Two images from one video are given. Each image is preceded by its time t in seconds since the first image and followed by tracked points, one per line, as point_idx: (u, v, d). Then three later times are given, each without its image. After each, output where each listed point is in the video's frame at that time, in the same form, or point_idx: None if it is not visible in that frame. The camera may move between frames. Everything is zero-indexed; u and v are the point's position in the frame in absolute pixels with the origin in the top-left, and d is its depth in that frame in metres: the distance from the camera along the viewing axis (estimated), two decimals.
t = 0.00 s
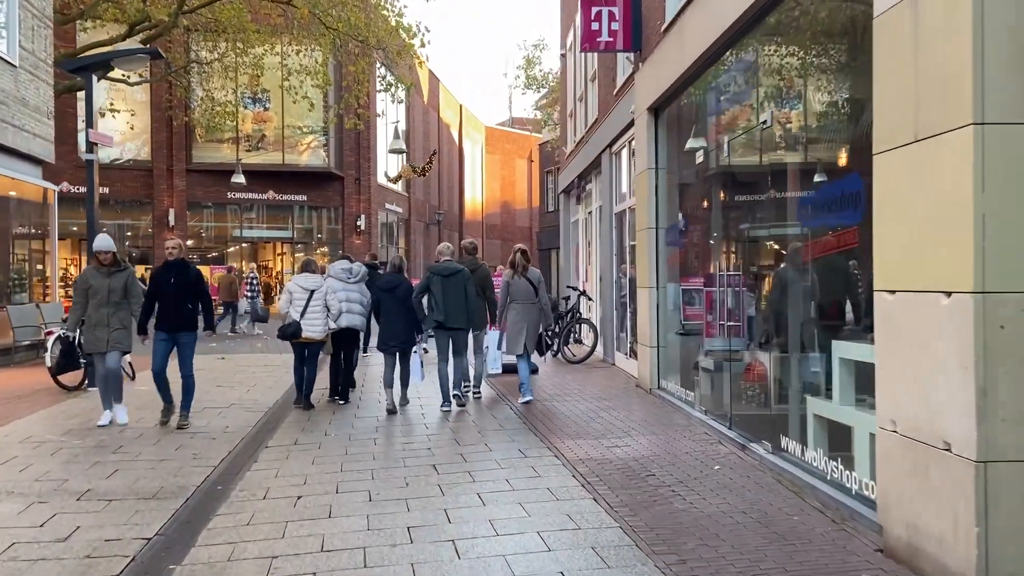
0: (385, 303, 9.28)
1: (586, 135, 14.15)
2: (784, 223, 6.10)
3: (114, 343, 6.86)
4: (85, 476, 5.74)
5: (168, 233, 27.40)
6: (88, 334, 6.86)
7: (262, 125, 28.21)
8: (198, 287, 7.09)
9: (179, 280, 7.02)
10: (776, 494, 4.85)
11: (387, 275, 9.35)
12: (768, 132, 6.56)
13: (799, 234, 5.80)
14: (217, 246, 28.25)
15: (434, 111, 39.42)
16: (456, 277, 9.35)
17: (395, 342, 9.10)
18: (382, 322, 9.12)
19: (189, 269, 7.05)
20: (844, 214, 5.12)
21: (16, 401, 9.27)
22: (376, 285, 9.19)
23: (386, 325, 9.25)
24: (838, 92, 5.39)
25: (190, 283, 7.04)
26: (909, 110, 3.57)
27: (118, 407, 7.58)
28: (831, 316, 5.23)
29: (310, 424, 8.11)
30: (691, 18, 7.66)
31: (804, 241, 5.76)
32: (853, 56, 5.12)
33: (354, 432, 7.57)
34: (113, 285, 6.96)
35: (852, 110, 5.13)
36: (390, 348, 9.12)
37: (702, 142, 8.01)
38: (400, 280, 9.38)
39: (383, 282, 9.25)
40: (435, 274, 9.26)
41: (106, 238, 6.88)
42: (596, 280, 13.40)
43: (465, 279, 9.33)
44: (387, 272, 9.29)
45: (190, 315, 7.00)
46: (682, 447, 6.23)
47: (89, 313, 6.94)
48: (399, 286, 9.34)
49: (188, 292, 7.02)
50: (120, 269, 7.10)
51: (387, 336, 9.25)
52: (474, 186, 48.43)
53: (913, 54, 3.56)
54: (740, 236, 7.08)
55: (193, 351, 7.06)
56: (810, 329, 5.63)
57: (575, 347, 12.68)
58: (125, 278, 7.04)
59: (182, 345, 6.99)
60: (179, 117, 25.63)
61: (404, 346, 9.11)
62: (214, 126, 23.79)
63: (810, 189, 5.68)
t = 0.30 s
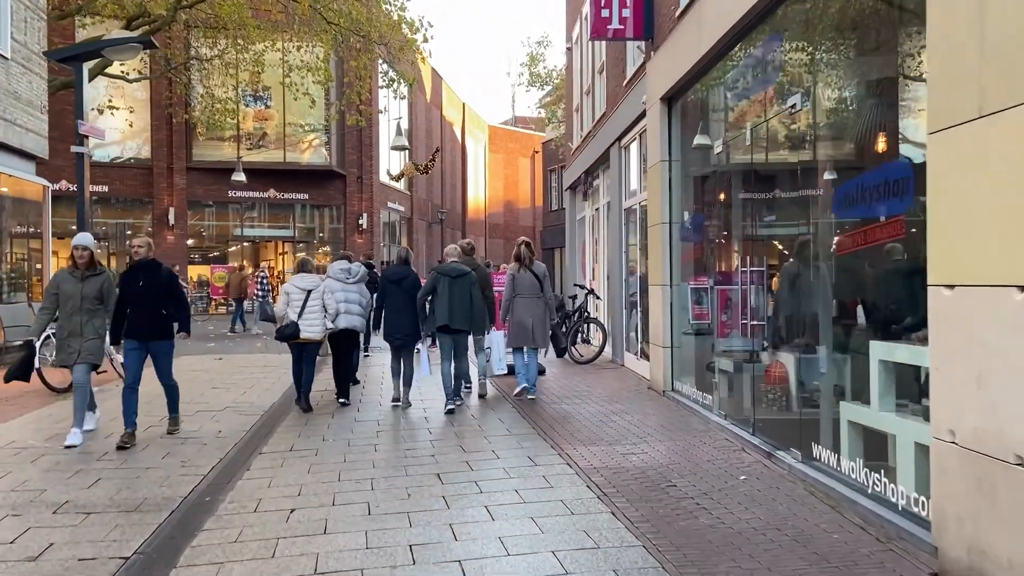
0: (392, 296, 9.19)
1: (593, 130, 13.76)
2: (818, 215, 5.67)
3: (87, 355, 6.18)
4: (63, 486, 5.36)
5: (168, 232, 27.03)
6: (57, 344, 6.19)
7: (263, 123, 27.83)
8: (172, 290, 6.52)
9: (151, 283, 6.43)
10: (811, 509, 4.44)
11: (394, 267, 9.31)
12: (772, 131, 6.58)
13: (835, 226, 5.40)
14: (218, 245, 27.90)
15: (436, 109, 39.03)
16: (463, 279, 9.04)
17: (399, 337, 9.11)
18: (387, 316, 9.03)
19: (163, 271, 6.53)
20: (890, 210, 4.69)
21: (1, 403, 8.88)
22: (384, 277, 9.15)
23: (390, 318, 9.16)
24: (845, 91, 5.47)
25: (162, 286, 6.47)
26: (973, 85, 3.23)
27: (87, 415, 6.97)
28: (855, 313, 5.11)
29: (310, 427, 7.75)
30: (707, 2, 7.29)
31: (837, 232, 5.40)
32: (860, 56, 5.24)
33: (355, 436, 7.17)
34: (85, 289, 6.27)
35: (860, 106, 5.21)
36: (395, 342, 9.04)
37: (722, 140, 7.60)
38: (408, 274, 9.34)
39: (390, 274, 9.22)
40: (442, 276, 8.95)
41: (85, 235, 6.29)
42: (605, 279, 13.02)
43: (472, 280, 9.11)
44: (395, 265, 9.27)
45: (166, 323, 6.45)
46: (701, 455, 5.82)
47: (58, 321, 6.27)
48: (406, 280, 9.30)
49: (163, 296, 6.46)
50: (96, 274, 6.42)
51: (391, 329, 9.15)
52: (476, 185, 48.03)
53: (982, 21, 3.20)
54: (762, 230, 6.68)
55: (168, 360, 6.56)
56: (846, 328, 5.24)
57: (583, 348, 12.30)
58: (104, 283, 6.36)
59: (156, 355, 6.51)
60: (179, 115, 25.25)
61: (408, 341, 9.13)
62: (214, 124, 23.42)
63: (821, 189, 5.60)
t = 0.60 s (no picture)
0: (395, 306, 8.76)
1: (602, 129, 13.34)
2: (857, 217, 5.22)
3: (48, 362, 5.75)
4: (42, 509, 4.97)
5: (167, 233, 26.64)
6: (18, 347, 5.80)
7: (263, 123, 27.43)
8: (145, 292, 6.03)
9: (122, 282, 5.93)
10: (858, 542, 4.04)
11: (397, 276, 8.86)
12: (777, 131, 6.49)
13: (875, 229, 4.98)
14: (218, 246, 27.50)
15: (439, 109, 38.64)
16: (470, 280, 8.80)
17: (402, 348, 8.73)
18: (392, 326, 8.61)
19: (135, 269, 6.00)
20: (945, 213, 4.25)
21: None
22: (388, 286, 8.71)
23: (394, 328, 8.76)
24: (851, 93, 5.36)
25: (134, 286, 5.97)
26: None
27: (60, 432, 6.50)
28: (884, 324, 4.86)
29: (309, 439, 7.35)
30: None
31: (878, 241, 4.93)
32: (867, 56, 5.19)
33: (358, 449, 6.78)
34: (52, 289, 5.87)
35: (871, 105, 5.15)
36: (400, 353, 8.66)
37: (744, 139, 7.19)
38: (411, 281, 8.91)
39: (393, 283, 8.76)
40: (451, 277, 8.70)
41: (55, 229, 5.88)
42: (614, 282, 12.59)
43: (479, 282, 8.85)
44: (397, 273, 8.83)
45: (134, 326, 5.86)
46: (729, 475, 5.42)
47: (22, 323, 5.84)
48: (409, 288, 8.88)
49: (131, 296, 5.91)
50: (66, 273, 6.00)
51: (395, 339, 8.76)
52: (479, 185, 47.64)
53: None
54: (792, 235, 6.26)
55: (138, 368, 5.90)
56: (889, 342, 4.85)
57: (592, 353, 11.89)
58: (71, 283, 5.96)
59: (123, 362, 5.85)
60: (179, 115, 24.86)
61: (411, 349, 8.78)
62: (214, 124, 23.02)
63: (826, 189, 5.71)
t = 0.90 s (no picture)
0: (396, 301, 8.53)
1: (611, 123, 12.91)
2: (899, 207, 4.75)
3: None
4: (15, 528, 4.55)
5: (167, 232, 26.15)
6: None
7: (264, 121, 27.00)
8: (117, 297, 5.20)
9: (89, 285, 5.11)
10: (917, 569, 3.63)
11: (398, 271, 8.59)
12: (783, 129, 6.54)
13: (917, 223, 4.58)
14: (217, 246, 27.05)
15: (441, 107, 38.25)
16: (471, 283, 8.40)
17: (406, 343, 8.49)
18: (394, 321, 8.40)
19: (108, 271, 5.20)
20: (979, 210, 4.10)
21: None
22: (388, 281, 8.48)
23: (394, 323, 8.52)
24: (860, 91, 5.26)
25: (104, 290, 5.14)
26: None
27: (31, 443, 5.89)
28: (924, 325, 4.51)
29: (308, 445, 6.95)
30: None
31: (925, 231, 4.49)
32: (874, 54, 5.07)
33: (359, 456, 6.38)
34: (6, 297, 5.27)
35: (880, 105, 5.01)
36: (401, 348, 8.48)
37: (772, 129, 6.74)
38: (411, 276, 8.63)
39: (393, 278, 8.48)
40: (451, 281, 8.30)
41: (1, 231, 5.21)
42: (626, 281, 12.16)
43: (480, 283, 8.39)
44: (397, 268, 8.57)
45: (101, 334, 5.06)
46: (761, 489, 5.01)
47: None
48: (410, 283, 8.63)
49: (100, 300, 5.10)
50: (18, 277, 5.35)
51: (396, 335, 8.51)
52: (482, 184, 47.24)
53: None
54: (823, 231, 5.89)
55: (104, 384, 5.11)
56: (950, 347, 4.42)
57: (602, 355, 11.49)
58: (27, 290, 5.35)
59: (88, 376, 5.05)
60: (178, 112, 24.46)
61: (415, 346, 8.51)
62: (214, 121, 22.61)
63: (833, 187, 5.69)
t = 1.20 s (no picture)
0: (400, 305, 8.25)
1: (618, 119, 12.58)
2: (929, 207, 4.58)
3: None
4: None
5: (166, 232, 25.82)
6: None
7: (264, 119, 26.66)
8: (81, 295, 4.70)
9: (47, 284, 4.61)
10: None
11: (402, 274, 8.32)
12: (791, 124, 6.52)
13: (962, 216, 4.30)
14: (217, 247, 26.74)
15: (443, 106, 37.94)
16: (470, 279, 8.16)
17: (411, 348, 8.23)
18: (398, 326, 8.16)
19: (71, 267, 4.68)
20: (1009, 206, 3.96)
21: None
22: (392, 286, 8.21)
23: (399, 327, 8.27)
24: (870, 91, 5.26)
25: (64, 288, 4.64)
26: None
27: None
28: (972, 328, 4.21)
29: (305, 451, 6.62)
30: None
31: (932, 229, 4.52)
32: (879, 57, 5.06)
33: (357, 464, 6.04)
34: None
35: (887, 101, 5.06)
36: (406, 352, 8.21)
37: (798, 117, 6.43)
38: (416, 280, 8.38)
39: (396, 281, 8.23)
40: (448, 277, 8.07)
41: None
42: (634, 281, 11.80)
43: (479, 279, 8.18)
44: (401, 272, 8.32)
45: (67, 343, 4.62)
46: (790, 503, 4.67)
47: None
48: (414, 287, 8.37)
49: (62, 303, 4.63)
50: None
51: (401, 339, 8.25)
52: (484, 184, 46.92)
53: None
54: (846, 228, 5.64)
55: (73, 396, 4.72)
56: (1007, 357, 4.05)
57: (610, 358, 11.17)
58: None
59: (55, 390, 4.67)
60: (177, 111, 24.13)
61: (420, 350, 8.29)
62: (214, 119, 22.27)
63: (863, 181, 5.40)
